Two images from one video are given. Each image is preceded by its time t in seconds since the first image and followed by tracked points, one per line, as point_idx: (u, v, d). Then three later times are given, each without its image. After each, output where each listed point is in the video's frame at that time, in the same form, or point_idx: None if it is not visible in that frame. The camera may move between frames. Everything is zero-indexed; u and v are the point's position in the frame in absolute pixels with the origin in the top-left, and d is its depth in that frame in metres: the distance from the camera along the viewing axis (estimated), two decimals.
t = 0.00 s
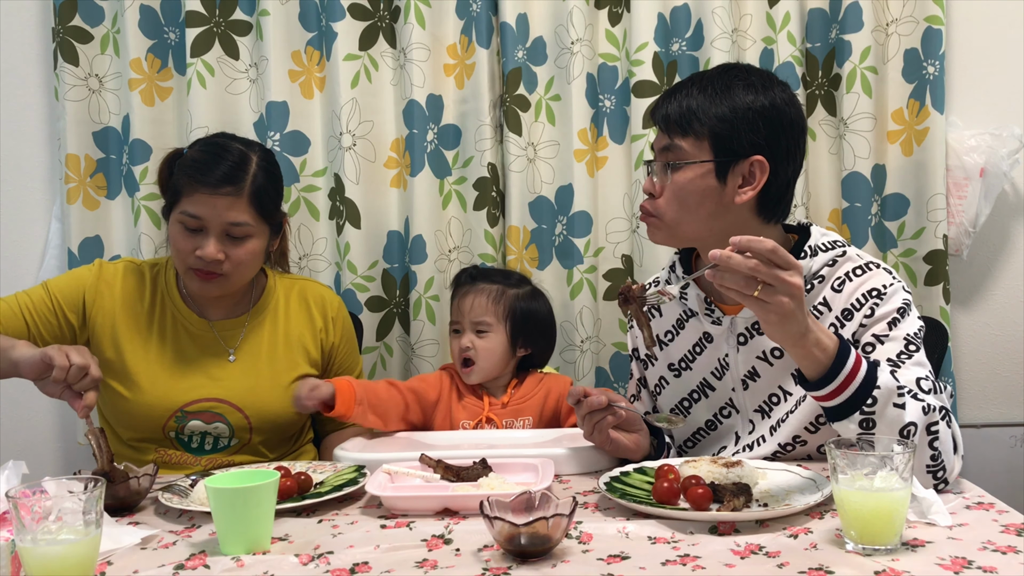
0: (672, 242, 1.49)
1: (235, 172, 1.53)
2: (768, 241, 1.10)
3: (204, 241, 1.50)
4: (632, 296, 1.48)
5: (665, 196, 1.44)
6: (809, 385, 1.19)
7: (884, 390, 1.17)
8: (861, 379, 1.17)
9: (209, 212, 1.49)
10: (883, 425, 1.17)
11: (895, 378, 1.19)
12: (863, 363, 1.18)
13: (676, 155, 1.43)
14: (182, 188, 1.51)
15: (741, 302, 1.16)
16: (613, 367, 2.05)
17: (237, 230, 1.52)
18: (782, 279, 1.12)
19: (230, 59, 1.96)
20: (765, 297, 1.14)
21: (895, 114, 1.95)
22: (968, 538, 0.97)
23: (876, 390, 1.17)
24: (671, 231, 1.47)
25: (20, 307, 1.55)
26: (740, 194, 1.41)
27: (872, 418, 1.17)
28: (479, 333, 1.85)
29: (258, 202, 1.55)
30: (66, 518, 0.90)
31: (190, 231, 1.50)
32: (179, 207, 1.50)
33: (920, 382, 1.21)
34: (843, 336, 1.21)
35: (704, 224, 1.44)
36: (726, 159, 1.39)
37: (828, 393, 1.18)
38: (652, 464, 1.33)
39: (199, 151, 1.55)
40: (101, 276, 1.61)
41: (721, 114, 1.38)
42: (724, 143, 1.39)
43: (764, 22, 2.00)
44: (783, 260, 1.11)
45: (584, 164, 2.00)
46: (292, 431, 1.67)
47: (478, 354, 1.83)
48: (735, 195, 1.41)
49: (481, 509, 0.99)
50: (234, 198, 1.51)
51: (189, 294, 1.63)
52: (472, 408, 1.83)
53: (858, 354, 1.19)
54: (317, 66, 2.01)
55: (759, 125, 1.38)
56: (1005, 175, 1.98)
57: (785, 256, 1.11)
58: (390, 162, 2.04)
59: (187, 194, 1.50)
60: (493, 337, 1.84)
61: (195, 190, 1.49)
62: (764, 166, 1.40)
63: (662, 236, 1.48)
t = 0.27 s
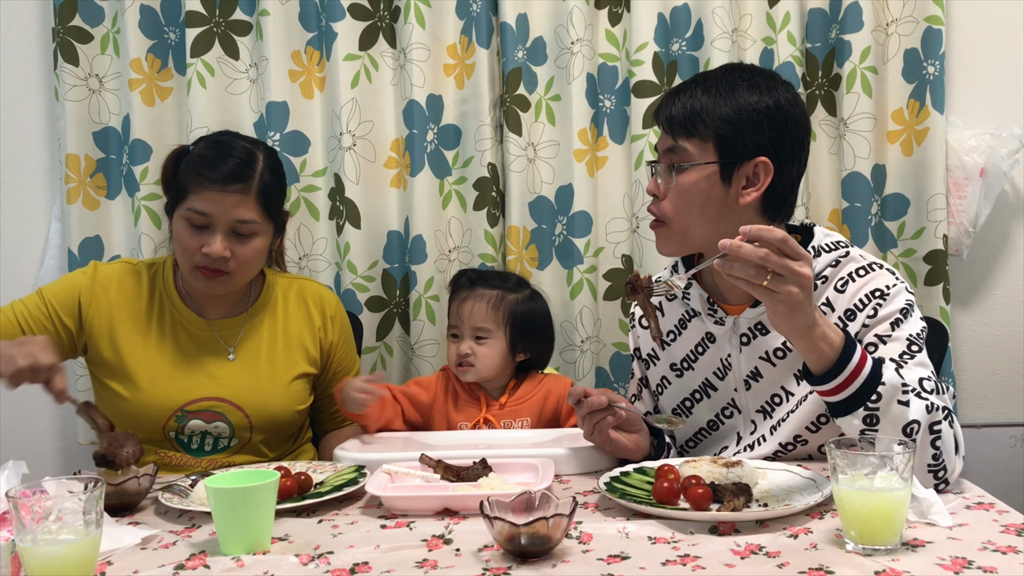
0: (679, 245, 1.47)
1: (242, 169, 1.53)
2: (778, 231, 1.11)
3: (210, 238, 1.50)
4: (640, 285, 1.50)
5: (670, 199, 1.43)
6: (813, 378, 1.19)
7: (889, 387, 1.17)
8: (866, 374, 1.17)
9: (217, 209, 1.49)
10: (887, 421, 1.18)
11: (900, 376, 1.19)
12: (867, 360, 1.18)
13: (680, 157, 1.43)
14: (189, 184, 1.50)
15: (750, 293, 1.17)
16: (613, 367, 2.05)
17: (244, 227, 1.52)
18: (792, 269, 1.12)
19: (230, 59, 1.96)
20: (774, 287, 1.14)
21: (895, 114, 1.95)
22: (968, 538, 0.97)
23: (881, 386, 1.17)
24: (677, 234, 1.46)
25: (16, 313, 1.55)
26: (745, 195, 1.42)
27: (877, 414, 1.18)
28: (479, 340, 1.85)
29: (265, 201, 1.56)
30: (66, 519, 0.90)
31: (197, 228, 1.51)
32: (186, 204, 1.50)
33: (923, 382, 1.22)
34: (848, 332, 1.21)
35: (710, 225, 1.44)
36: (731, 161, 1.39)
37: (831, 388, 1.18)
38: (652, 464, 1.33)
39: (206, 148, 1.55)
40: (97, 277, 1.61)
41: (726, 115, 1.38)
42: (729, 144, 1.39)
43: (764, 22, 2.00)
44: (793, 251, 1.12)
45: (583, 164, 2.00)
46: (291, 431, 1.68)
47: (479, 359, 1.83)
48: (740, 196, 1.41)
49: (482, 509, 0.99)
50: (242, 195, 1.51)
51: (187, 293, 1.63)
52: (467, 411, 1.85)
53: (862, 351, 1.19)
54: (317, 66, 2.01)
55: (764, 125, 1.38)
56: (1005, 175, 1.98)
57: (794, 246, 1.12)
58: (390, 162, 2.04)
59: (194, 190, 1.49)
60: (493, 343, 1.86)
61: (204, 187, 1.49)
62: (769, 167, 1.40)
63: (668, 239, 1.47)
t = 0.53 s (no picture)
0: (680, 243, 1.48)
1: (248, 167, 1.53)
2: (779, 228, 1.11)
3: (212, 235, 1.49)
4: (642, 284, 1.52)
5: (673, 198, 1.43)
6: (814, 377, 1.19)
7: (891, 386, 1.18)
8: (867, 374, 1.17)
9: (220, 206, 1.49)
10: (887, 420, 1.18)
11: (902, 375, 1.19)
12: (869, 359, 1.18)
13: (683, 156, 1.43)
14: (193, 179, 1.50)
15: (752, 290, 1.16)
16: (613, 367, 2.05)
17: (247, 226, 1.52)
18: (794, 265, 1.12)
19: (230, 59, 1.96)
20: (776, 284, 1.14)
21: (895, 114, 1.95)
22: (968, 538, 0.97)
23: (882, 385, 1.17)
24: (679, 232, 1.46)
25: (10, 342, 1.56)
26: (749, 194, 1.42)
27: (877, 413, 1.18)
28: (482, 342, 1.85)
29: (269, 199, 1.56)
30: (66, 519, 0.90)
31: (199, 223, 1.50)
32: (189, 199, 1.49)
33: (923, 382, 1.22)
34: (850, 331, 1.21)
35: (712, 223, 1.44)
36: (735, 160, 1.39)
37: (833, 387, 1.18)
38: (652, 464, 1.33)
39: (212, 144, 1.56)
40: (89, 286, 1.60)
41: (728, 114, 1.38)
42: (732, 144, 1.38)
43: (764, 22, 2.00)
44: (794, 248, 1.12)
45: (584, 164, 2.00)
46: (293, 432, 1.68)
47: (481, 362, 1.82)
48: (743, 195, 1.42)
49: (482, 509, 0.99)
50: (247, 193, 1.51)
51: (182, 295, 1.62)
52: (467, 409, 1.84)
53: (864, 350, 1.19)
54: (317, 66, 2.01)
55: (767, 125, 1.38)
56: (1005, 175, 1.98)
57: (796, 243, 1.12)
58: (390, 162, 2.04)
59: (198, 185, 1.50)
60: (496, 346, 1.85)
61: (210, 182, 1.49)
62: (773, 165, 1.40)
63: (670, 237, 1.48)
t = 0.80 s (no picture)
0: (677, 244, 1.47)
1: (263, 172, 1.50)
2: (783, 222, 1.12)
3: (223, 241, 1.45)
4: (648, 280, 1.50)
5: (673, 199, 1.43)
6: (819, 373, 1.19)
7: (894, 384, 1.18)
8: (871, 371, 1.17)
9: (235, 211, 1.45)
10: (890, 419, 1.18)
11: (905, 375, 1.19)
12: (873, 356, 1.18)
13: (683, 157, 1.43)
14: (205, 182, 1.47)
15: (756, 285, 1.17)
16: (613, 367, 2.05)
17: (260, 232, 1.49)
18: (799, 260, 1.13)
19: (230, 59, 1.96)
20: (780, 278, 1.15)
21: (895, 114, 1.95)
22: (968, 538, 0.97)
23: (885, 383, 1.17)
24: (680, 234, 1.45)
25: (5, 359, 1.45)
26: (748, 195, 1.42)
27: (880, 411, 1.18)
28: (478, 341, 1.87)
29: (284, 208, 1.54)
30: (66, 518, 0.90)
31: (210, 229, 1.46)
32: (201, 203, 1.45)
33: (926, 382, 1.22)
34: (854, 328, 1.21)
35: (712, 225, 1.43)
36: (735, 161, 1.39)
37: (837, 383, 1.18)
38: (652, 464, 1.33)
39: (223, 148, 1.52)
40: (88, 296, 1.55)
41: (729, 114, 1.38)
42: (732, 144, 1.39)
43: (764, 22, 2.00)
44: (798, 242, 1.13)
45: (583, 164, 2.00)
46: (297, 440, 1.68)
47: (478, 361, 1.85)
48: (742, 196, 1.41)
49: (482, 509, 0.99)
50: (264, 200, 1.48)
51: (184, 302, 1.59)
52: (465, 411, 1.87)
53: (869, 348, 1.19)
54: (317, 66, 2.01)
55: (767, 125, 1.38)
56: (1005, 175, 1.98)
57: (800, 237, 1.13)
58: (390, 162, 2.04)
59: (212, 189, 1.46)
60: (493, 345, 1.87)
61: (225, 187, 1.46)
62: (772, 167, 1.40)
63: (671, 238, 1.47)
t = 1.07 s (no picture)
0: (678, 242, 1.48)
1: (304, 186, 1.45)
2: (784, 218, 1.13)
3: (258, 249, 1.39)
4: (652, 279, 1.48)
5: (674, 196, 1.43)
6: (822, 371, 1.19)
7: (896, 382, 1.18)
8: (874, 369, 1.17)
9: (276, 222, 1.40)
10: (891, 418, 1.18)
11: (908, 373, 1.19)
12: (876, 353, 1.18)
13: (685, 155, 1.43)
14: (248, 186, 1.41)
15: (759, 280, 1.17)
16: (613, 367, 2.05)
17: (294, 247, 1.44)
18: (802, 255, 1.13)
19: (230, 59, 1.96)
20: (783, 273, 1.15)
21: (895, 114, 1.95)
22: (968, 538, 0.97)
23: (888, 380, 1.17)
24: (679, 232, 1.46)
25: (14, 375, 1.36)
26: (749, 195, 1.41)
27: (882, 409, 1.18)
28: (488, 344, 1.87)
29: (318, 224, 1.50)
30: (66, 519, 0.90)
31: (246, 237, 1.40)
32: (242, 209, 1.39)
33: (927, 381, 1.22)
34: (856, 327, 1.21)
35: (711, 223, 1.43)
36: (736, 161, 1.39)
37: (839, 380, 1.18)
38: (652, 464, 1.33)
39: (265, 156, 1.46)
40: (97, 305, 1.48)
41: (732, 114, 1.38)
42: (735, 144, 1.39)
43: (764, 22, 2.00)
44: (800, 237, 1.14)
45: (583, 164, 2.00)
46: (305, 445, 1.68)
47: (488, 363, 1.85)
48: (742, 196, 1.41)
49: (482, 509, 0.99)
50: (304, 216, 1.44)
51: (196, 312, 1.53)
52: (468, 412, 1.89)
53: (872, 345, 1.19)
54: (317, 66, 2.01)
55: (770, 125, 1.38)
56: (1005, 175, 1.98)
57: (802, 232, 1.13)
58: (390, 162, 2.04)
59: (254, 197, 1.40)
60: (502, 347, 1.87)
61: (269, 195, 1.40)
62: (773, 167, 1.40)
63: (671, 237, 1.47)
